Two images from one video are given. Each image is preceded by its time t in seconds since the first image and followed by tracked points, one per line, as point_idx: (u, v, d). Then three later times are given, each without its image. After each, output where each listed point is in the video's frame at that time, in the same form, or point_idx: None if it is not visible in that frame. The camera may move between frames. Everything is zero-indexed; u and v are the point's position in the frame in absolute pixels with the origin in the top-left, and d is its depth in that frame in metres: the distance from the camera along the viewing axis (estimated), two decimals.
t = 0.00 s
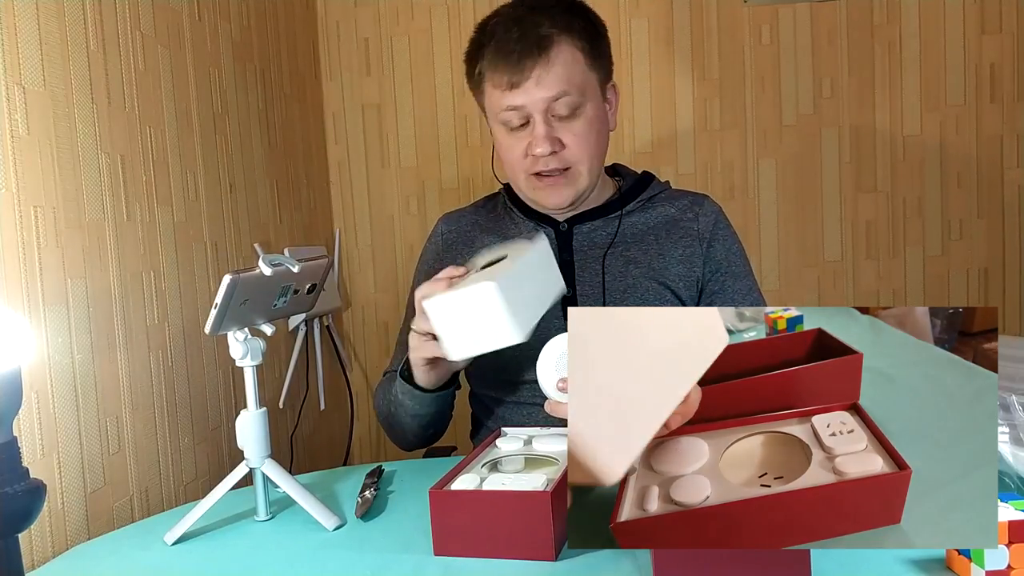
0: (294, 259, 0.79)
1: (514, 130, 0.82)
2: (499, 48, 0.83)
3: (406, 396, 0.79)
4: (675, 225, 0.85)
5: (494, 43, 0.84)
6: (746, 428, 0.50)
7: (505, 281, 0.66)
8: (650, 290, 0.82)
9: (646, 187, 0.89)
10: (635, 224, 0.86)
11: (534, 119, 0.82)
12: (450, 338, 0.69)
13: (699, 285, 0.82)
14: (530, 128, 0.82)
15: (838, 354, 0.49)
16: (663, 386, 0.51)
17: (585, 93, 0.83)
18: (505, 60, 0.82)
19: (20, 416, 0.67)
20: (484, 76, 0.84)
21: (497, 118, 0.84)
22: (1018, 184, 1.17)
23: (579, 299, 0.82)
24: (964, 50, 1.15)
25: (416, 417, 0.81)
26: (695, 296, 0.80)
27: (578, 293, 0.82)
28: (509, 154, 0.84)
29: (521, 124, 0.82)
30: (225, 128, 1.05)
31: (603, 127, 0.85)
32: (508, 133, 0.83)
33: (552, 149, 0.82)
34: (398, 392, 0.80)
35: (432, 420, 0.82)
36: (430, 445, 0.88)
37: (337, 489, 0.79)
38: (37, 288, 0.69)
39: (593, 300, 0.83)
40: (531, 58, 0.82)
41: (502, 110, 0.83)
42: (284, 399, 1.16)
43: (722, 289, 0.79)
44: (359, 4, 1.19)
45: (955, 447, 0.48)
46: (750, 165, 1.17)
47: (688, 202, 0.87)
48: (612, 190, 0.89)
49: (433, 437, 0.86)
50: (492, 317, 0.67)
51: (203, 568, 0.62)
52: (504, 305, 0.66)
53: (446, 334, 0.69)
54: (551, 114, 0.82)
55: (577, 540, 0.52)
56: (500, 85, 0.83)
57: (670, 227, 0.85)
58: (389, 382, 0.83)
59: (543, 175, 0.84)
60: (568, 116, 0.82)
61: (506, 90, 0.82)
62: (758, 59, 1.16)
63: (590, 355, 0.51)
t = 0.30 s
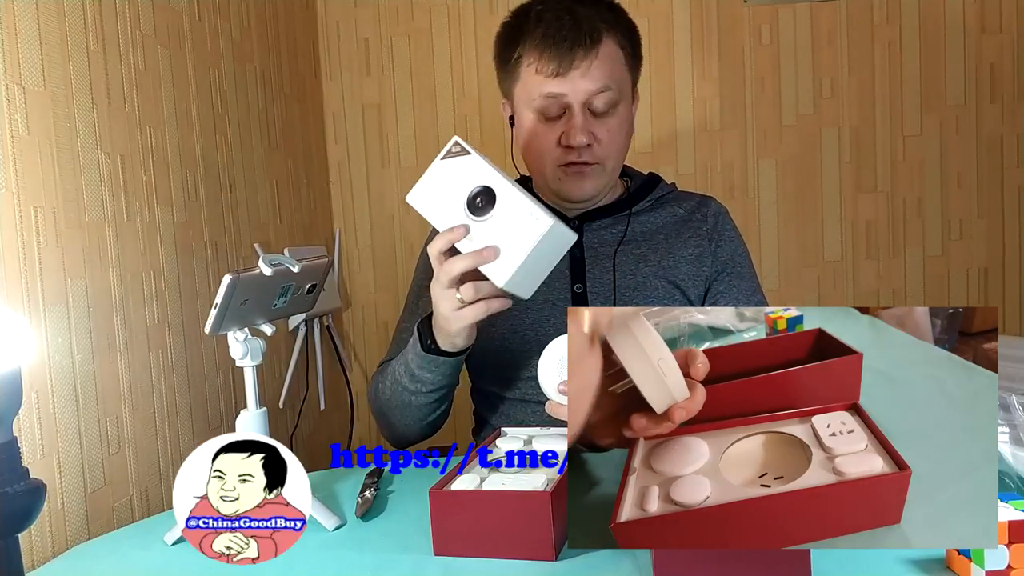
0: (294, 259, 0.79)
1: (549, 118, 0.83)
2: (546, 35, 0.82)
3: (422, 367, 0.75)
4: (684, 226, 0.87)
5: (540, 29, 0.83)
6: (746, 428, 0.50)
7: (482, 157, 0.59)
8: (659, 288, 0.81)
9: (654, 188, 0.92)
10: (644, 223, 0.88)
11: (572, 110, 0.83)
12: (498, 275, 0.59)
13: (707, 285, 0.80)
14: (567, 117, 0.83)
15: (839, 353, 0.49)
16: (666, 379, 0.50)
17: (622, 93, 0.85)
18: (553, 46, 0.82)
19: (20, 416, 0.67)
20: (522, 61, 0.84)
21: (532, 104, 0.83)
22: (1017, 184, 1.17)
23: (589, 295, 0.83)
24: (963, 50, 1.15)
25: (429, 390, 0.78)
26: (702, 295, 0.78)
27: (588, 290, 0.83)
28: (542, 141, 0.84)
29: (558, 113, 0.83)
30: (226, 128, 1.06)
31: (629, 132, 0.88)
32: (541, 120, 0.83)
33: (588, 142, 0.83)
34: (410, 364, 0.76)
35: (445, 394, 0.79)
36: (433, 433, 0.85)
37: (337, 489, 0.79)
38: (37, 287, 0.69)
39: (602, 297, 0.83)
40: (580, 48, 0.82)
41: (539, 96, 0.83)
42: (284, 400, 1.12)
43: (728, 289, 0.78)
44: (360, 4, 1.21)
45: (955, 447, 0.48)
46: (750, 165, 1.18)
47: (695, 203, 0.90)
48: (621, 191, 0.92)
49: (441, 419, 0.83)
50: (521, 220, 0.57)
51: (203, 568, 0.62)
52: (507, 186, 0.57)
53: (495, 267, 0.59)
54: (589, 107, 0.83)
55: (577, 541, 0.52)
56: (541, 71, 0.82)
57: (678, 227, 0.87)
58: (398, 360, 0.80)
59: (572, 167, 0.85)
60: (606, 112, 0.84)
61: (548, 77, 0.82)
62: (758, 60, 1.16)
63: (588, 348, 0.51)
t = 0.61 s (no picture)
0: (294, 259, 0.79)
1: (557, 108, 0.86)
2: (561, 25, 0.85)
3: (437, 372, 0.75)
4: (695, 227, 0.88)
5: (557, 18, 0.86)
6: (746, 428, 0.50)
7: (481, 172, 0.57)
8: (669, 290, 0.85)
9: (663, 188, 0.92)
10: (655, 223, 0.89)
11: (580, 100, 0.85)
12: (519, 295, 0.59)
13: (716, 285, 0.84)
14: (575, 108, 0.86)
15: (838, 353, 0.49)
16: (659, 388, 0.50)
17: (635, 88, 0.87)
18: (565, 36, 0.84)
19: (20, 417, 0.67)
20: (537, 50, 0.87)
21: (544, 93, 0.87)
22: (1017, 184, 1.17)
23: (601, 295, 0.85)
24: (964, 50, 1.15)
25: (444, 392, 0.78)
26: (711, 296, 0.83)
27: (599, 291, 0.85)
28: (550, 129, 0.87)
29: (565, 102, 0.86)
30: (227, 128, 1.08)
31: (641, 128, 0.89)
32: (551, 109, 0.87)
33: (593, 133, 0.86)
34: (424, 368, 0.76)
35: (459, 395, 0.79)
36: (446, 431, 0.85)
37: (337, 489, 0.79)
38: (37, 287, 0.69)
39: (615, 297, 0.85)
40: (592, 39, 0.84)
41: (550, 84, 0.86)
42: (284, 399, 1.13)
43: (734, 290, 0.83)
44: (360, 4, 1.19)
45: (954, 447, 0.48)
46: (750, 165, 1.17)
47: (705, 203, 0.91)
48: (633, 191, 0.92)
49: (454, 417, 0.83)
50: (539, 240, 0.57)
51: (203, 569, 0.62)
52: (517, 205, 0.56)
53: (517, 289, 0.59)
54: (599, 99, 0.85)
55: (577, 541, 0.52)
56: (554, 60, 0.85)
57: (690, 228, 0.88)
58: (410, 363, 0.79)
59: (578, 158, 0.88)
60: (615, 105, 0.86)
61: (560, 67, 0.85)
62: (758, 60, 1.16)
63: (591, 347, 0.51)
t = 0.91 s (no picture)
0: (294, 259, 0.80)
1: (565, 109, 0.86)
2: (571, 26, 0.85)
3: (440, 372, 0.75)
4: (699, 227, 0.88)
5: (567, 19, 0.85)
6: (746, 428, 0.50)
7: (481, 177, 0.57)
8: (672, 291, 0.85)
9: (668, 188, 0.92)
10: (659, 224, 0.89)
11: (588, 102, 0.86)
12: (524, 298, 0.59)
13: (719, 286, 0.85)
14: (583, 110, 0.86)
15: (838, 353, 0.49)
16: (664, 393, 0.50)
17: (643, 91, 0.87)
18: (576, 37, 0.84)
19: (20, 417, 0.67)
20: (546, 50, 0.87)
21: (552, 94, 0.87)
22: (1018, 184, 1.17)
23: (603, 296, 0.86)
24: (963, 51, 1.15)
25: (447, 393, 0.78)
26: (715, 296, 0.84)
27: (601, 291, 0.86)
28: (557, 131, 0.88)
29: (574, 104, 0.86)
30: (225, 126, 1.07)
31: (648, 130, 0.90)
32: (558, 110, 0.87)
33: (601, 135, 0.87)
34: (427, 369, 0.76)
35: (461, 396, 0.79)
36: (447, 432, 0.85)
37: (337, 488, 0.79)
38: (37, 287, 0.69)
39: (618, 297, 0.86)
40: (602, 41, 0.83)
41: (559, 86, 0.86)
42: (285, 399, 1.14)
43: (737, 290, 0.83)
44: (360, 5, 1.19)
45: (954, 447, 0.48)
46: (750, 165, 1.17)
47: (709, 204, 0.91)
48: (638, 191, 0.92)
49: (456, 418, 0.83)
50: (541, 243, 0.57)
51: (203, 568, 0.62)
52: (519, 209, 0.56)
53: (521, 293, 0.59)
54: (607, 102, 0.86)
55: (576, 540, 0.52)
56: (563, 61, 0.85)
57: (693, 229, 0.88)
58: (412, 364, 0.79)
59: (584, 160, 0.88)
60: (623, 108, 0.86)
61: (569, 68, 0.85)
62: (759, 60, 1.16)
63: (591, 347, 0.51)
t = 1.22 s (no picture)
0: (294, 259, 0.80)
1: (555, 111, 0.86)
2: (558, 27, 0.85)
3: (440, 373, 0.75)
4: (697, 227, 0.88)
5: (555, 20, 0.85)
6: (746, 428, 0.50)
7: (455, 200, 0.58)
8: (671, 291, 0.84)
9: (666, 188, 0.92)
10: (658, 224, 0.89)
11: (578, 103, 0.85)
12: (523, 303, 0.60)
13: (718, 286, 0.84)
14: (572, 111, 0.86)
15: (838, 353, 0.49)
16: (662, 391, 0.51)
17: (633, 90, 0.87)
18: (563, 38, 0.84)
19: (20, 417, 0.67)
20: (535, 53, 0.87)
21: (541, 96, 0.87)
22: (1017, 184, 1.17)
23: (601, 295, 0.86)
24: (963, 51, 1.15)
25: (446, 393, 0.78)
26: (713, 296, 0.82)
27: (600, 291, 0.86)
28: (548, 134, 0.88)
29: (563, 105, 0.85)
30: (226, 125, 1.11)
31: (641, 129, 0.89)
32: (549, 112, 0.87)
33: (591, 135, 0.86)
34: (426, 371, 0.76)
35: (461, 396, 0.79)
36: (447, 432, 0.85)
37: (337, 488, 0.79)
38: (37, 287, 0.70)
39: (617, 297, 0.86)
40: (589, 41, 0.84)
41: (548, 87, 0.86)
42: (284, 399, 1.15)
43: (735, 291, 0.82)
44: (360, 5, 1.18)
45: (954, 447, 0.48)
46: (750, 165, 1.17)
47: (708, 203, 0.91)
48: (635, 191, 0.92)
49: (456, 417, 0.83)
50: (530, 248, 0.58)
51: (204, 568, 0.62)
52: (500, 221, 0.57)
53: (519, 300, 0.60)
54: (596, 102, 0.85)
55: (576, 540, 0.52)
56: (551, 63, 0.85)
57: (692, 229, 0.88)
58: (410, 365, 0.79)
59: (576, 161, 0.88)
60: (613, 107, 0.86)
61: (557, 70, 0.85)
62: (759, 60, 1.16)
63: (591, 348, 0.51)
